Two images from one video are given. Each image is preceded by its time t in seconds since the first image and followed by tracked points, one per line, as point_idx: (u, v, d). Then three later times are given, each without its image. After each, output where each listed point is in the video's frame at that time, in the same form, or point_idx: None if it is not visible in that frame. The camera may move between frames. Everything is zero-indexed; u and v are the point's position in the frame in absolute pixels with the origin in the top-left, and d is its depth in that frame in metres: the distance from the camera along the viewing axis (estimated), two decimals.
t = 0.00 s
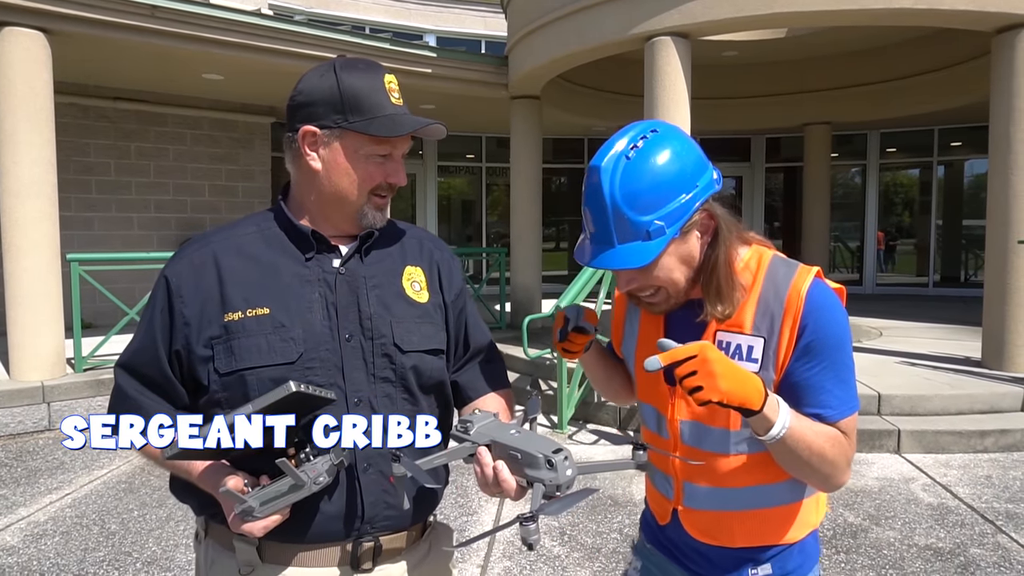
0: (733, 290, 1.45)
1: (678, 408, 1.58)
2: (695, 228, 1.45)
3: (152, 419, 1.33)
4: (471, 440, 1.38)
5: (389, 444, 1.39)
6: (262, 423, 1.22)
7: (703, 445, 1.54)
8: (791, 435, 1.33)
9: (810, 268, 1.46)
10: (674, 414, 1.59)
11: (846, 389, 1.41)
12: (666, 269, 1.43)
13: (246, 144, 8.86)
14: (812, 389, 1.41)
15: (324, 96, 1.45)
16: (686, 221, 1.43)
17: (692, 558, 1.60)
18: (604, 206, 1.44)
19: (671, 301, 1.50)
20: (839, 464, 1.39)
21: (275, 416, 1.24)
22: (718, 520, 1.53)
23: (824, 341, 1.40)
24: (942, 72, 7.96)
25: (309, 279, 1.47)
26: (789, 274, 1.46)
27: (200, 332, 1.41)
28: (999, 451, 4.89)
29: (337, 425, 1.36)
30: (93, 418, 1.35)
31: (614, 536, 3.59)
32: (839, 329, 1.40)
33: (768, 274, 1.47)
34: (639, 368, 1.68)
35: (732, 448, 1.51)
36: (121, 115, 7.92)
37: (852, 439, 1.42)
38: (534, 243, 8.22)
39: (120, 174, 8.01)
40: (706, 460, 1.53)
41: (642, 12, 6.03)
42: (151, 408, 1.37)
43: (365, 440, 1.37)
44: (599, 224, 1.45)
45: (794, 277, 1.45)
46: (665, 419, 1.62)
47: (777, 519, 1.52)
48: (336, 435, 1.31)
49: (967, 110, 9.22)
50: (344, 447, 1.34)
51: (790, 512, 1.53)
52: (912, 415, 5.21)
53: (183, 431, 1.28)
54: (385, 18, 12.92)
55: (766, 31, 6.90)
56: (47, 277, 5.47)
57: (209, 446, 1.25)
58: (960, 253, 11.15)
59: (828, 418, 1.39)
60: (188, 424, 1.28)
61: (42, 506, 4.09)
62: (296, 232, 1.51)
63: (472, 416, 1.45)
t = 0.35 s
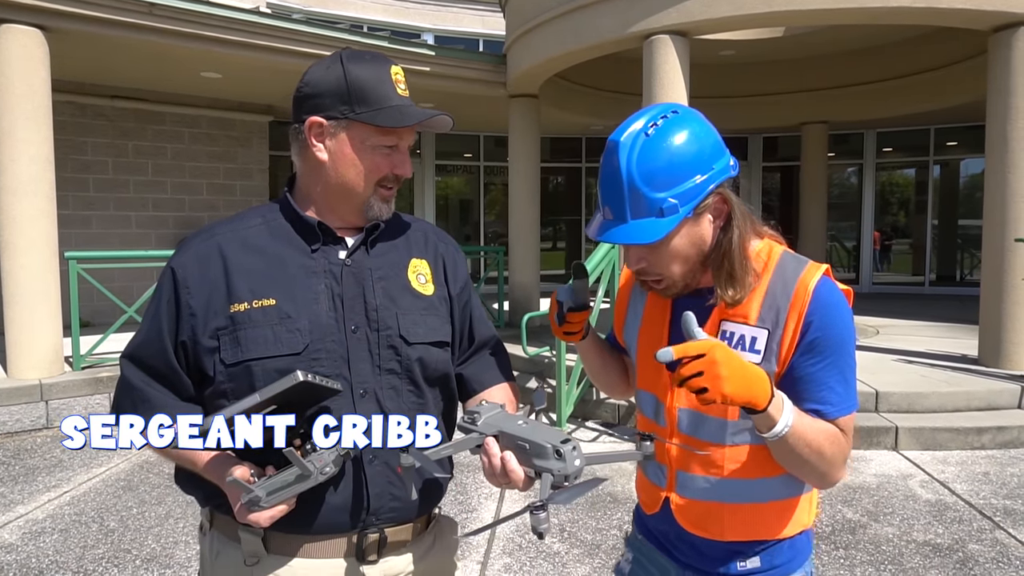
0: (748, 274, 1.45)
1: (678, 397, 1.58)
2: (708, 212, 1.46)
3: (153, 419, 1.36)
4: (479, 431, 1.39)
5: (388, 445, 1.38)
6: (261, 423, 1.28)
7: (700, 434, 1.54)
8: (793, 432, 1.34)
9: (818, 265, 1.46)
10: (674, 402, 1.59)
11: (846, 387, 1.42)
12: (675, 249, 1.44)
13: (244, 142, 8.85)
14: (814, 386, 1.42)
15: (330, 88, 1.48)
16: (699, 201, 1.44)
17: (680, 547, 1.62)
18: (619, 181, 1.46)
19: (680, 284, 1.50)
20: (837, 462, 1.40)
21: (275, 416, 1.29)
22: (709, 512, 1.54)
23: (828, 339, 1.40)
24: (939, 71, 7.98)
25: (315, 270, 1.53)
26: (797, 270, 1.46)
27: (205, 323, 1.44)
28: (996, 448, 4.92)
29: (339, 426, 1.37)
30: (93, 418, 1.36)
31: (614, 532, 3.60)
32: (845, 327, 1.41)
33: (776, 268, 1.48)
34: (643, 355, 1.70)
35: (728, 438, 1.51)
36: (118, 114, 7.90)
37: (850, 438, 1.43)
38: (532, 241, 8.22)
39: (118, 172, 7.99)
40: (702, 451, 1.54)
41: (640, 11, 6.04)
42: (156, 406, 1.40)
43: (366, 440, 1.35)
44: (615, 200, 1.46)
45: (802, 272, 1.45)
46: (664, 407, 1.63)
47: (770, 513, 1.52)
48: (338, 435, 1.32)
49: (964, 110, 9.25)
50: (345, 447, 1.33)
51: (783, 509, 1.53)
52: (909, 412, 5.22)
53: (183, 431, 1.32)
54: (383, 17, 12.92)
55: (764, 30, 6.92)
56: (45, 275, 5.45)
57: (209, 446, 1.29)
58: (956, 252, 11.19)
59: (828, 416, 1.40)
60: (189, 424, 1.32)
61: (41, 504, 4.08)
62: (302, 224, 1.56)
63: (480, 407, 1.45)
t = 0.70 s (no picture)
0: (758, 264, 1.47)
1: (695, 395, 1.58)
2: (721, 201, 1.46)
3: (153, 419, 1.34)
4: (481, 425, 1.38)
5: (389, 445, 1.36)
6: (262, 423, 1.26)
7: (719, 432, 1.55)
8: (816, 425, 1.35)
9: (832, 254, 1.47)
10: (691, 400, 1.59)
11: (867, 377, 1.42)
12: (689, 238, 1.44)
13: (241, 140, 8.82)
14: (835, 377, 1.42)
15: (334, 78, 1.48)
16: (711, 191, 1.44)
17: (703, 551, 1.60)
18: (631, 171, 1.45)
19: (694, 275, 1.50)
20: (861, 453, 1.40)
21: (275, 416, 1.28)
22: (732, 512, 1.53)
23: (847, 329, 1.41)
24: (937, 70, 7.99)
25: (319, 264, 1.52)
26: (812, 259, 1.46)
27: (208, 317, 1.44)
28: (994, 445, 4.92)
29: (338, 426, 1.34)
30: (93, 418, 1.34)
31: (615, 530, 3.60)
32: (863, 316, 1.41)
33: (792, 257, 1.48)
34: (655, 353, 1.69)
35: (750, 434, 1.51)
36: (115, 111, 7.86)
37: (873, 428, 1.43)
38: (530, 240, 8.21)
39: (114, 170, 7.96)
40: (721, 448, 1.54)
41: (639, 8, 6.03)
42: (160, 403, 1.38)
43: (366, 440, 1.34)
44: (627, 190, 1.46)
45: (818, 261, 1.46)
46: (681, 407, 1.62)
47: (793, 510, 1.52)
48: (337, 435, 1.30)
49: (961, 108, 9.26)
50: (343, 447, 1.31)
51: (806, 505, 1.53)
52: (908, 410, 5.22)
53: (183, 431, 1.30)
54: (380, 16, 12.88)
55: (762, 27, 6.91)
56: (42, 273, 5.42)
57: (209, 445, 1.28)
58: (952, 252, 11.21)
59: (850, 407, 1.41)
60: (189, 424, 1.29)
61: (38, 502, 4.06)
62: (305, 217, 1.55)
63: (482, 401, 1.45)
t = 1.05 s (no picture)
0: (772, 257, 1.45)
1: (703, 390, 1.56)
2: (736, 189, 1.45)
3: (153, 418, 1.32)
4: (486, 430, 1.36)
5: (388, 445, 1.35)
6: (261, 423, 1.24)
7: (728, 429, 1.52)
8: (834, 421, 1.33)
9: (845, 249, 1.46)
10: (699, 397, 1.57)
11: (881, 373, 1.41)
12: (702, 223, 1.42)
13: (238, 138, 8.77)
14: (849, 373, 1.41)
15: (343, 70, 1.46)
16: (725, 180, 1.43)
17: (705, 550, 1.58)
18: (647, 157, 1.44)
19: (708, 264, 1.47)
20: (875, 449, 1.39)
21: (275, 416, 1.26)
22: (738, 510, 1.51)
23: (862, 325, 1.39)
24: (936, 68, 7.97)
25: (325, 260, 1.50)
26: (824, 254, 1.45)
27: (211, 313, 1.41)
28: (995, 443, 4.91)
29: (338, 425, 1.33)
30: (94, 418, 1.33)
31: (615, 529, 3.57)
32: (876, 311, 1.40)
33: (805, 251, 1.46)
34: (662, 350, 1.67)
35: (758, 431, 1.49)
36: (111, 109, 7.82)
37: (886, 425, 1.42)
38: (528, 238, 8.19)
39: (110, 168, 7.91)
40: (730, 444, 1.51)
41: (638, 5, 6.00)
42: (162, 401, 1.36)
43: (365, 440, 1.32)
44: (641, 178, 1.45)
45: (830, 256, 1.44)
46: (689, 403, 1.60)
47: (801, 510, 1.50)
48: (337, 434, 1.28)
49: (959, 106, 9.26)
50: (345, 446, 1.30)
51: (815, 504, 1.51)
52: (908, 408, 5.21)
53: (183, 431, 1.29)
54: (378, 14, 12.83)
55: (761, 25, 6.89)
56: (38, 271, 5.37)
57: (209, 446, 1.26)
58: (949, 250, 11.22)
59: (866, 403, 1.39)
60: (190, 424, 1.28)
61: (34, 502, 4.03)
62: (312, 212, 1.53)
63: (487, 405, 1.43)
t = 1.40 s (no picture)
0: (770, 250, 1.43)
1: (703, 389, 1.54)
2: (739, 168, 1.45)
3: (153, 418, 1.29)
4: (490, 427, 1.33)
5: (388, 445, 1.32)
6: (262, 423, 1.22)
7: (727, 428, 1.50)
8: (835, 426, 1.30)
9: (853, 248, 1.42)
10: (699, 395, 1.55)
11: (888, 377, 1.37)
12: (688, 171, 1.47)
13: (234, 137, 8.72)
14: (854, 375, 1.37)
15: (348, 63, 1.43)
16: (735, 142, 1.44)
17: (703, 550, 1.56)
18: (679, 89, 1.53)
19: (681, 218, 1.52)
20: (880, 457, 1.36)
21: (276, 416, 1.23)
22: (735, 513, 1.48)
23: (868, 326, 1.35)
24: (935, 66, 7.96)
25: (327, 256, 1.47)
26: (832, 252, 1.42)
27: (211, 311, 1.38)
28: (995, 441, 4.90)
29: (337, 425, 1.28)
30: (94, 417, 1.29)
31: (616, 528, 3.55)
32: (884, 312, 1.36)
33: (811, 247, 1.44)
34: (665, 346, 1.64)
35: (757, 432, 1.46)
36: (106, 107, 7.76)
37: (894, 431, 1.38)
38: (526, 237, 8.16)
39: (106, 167, 7.85)
40: (728, 444, 1.49)
41: (637, 3, 5.96)
42: (162, 401, 1.32)
43: (366, 440, 1.28)
44: (668, 104, 1.54)
45: (837, 254, 1.41)
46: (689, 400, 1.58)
47: (803, 515, 1.46)
48: (337, 435, 1.23)
49: (957, 105, 9.26)
50: (345, 447, 1.26)
51: (818, 510, 1.47)
52: (908, 406, 5.19)
53: (183, 431, 1.26)
54: (375, 12, 12.78)
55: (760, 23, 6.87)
56: (33, 270, 5.32)
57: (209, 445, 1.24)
58: (946, 249, 11.24)
59: (872, 407, 1.35)
60: (190, 424, 1.25)
61: (29, 503, 3.99)
62: (313, 206, 1.50)
63: (491, 403, 1.39)
